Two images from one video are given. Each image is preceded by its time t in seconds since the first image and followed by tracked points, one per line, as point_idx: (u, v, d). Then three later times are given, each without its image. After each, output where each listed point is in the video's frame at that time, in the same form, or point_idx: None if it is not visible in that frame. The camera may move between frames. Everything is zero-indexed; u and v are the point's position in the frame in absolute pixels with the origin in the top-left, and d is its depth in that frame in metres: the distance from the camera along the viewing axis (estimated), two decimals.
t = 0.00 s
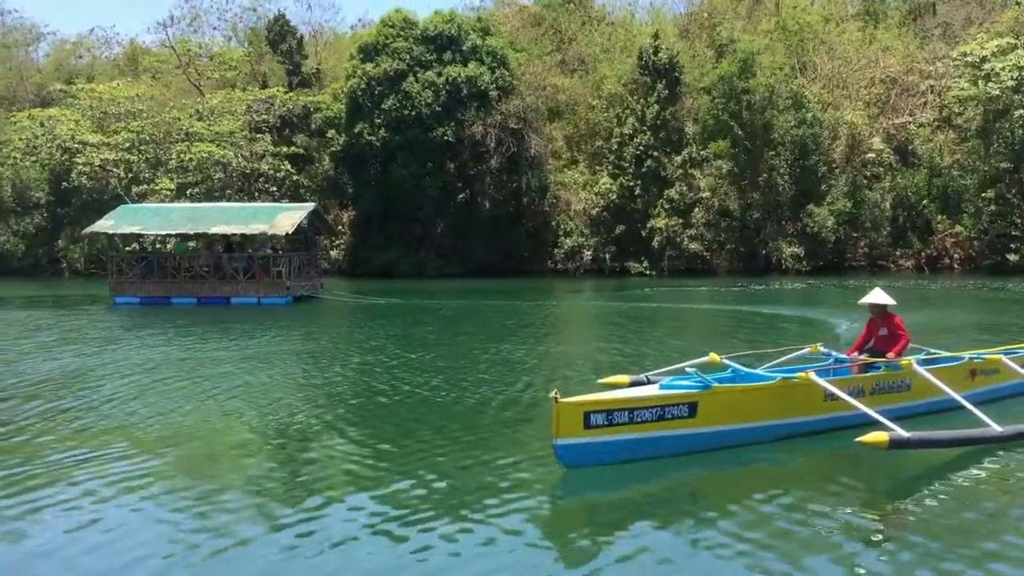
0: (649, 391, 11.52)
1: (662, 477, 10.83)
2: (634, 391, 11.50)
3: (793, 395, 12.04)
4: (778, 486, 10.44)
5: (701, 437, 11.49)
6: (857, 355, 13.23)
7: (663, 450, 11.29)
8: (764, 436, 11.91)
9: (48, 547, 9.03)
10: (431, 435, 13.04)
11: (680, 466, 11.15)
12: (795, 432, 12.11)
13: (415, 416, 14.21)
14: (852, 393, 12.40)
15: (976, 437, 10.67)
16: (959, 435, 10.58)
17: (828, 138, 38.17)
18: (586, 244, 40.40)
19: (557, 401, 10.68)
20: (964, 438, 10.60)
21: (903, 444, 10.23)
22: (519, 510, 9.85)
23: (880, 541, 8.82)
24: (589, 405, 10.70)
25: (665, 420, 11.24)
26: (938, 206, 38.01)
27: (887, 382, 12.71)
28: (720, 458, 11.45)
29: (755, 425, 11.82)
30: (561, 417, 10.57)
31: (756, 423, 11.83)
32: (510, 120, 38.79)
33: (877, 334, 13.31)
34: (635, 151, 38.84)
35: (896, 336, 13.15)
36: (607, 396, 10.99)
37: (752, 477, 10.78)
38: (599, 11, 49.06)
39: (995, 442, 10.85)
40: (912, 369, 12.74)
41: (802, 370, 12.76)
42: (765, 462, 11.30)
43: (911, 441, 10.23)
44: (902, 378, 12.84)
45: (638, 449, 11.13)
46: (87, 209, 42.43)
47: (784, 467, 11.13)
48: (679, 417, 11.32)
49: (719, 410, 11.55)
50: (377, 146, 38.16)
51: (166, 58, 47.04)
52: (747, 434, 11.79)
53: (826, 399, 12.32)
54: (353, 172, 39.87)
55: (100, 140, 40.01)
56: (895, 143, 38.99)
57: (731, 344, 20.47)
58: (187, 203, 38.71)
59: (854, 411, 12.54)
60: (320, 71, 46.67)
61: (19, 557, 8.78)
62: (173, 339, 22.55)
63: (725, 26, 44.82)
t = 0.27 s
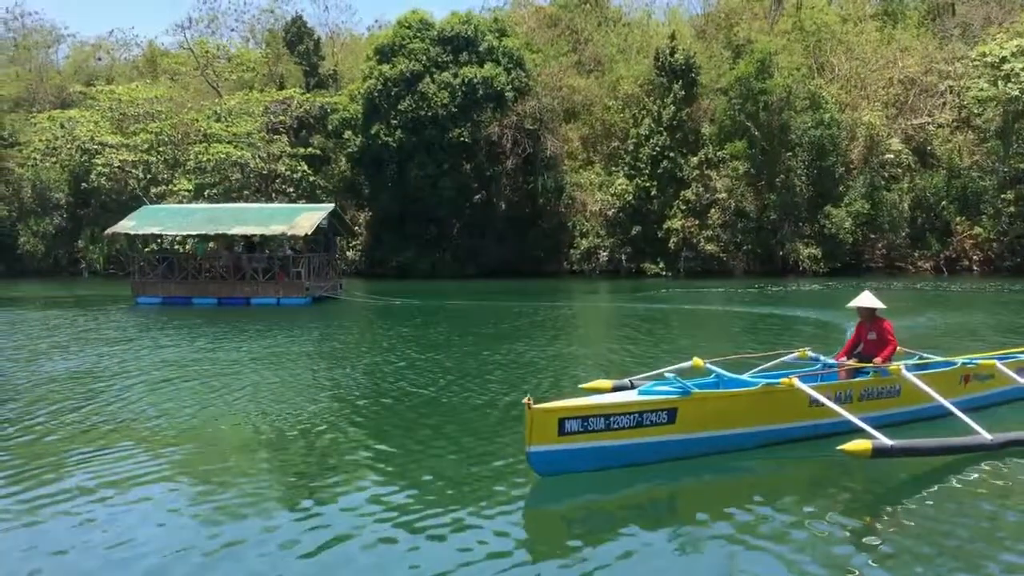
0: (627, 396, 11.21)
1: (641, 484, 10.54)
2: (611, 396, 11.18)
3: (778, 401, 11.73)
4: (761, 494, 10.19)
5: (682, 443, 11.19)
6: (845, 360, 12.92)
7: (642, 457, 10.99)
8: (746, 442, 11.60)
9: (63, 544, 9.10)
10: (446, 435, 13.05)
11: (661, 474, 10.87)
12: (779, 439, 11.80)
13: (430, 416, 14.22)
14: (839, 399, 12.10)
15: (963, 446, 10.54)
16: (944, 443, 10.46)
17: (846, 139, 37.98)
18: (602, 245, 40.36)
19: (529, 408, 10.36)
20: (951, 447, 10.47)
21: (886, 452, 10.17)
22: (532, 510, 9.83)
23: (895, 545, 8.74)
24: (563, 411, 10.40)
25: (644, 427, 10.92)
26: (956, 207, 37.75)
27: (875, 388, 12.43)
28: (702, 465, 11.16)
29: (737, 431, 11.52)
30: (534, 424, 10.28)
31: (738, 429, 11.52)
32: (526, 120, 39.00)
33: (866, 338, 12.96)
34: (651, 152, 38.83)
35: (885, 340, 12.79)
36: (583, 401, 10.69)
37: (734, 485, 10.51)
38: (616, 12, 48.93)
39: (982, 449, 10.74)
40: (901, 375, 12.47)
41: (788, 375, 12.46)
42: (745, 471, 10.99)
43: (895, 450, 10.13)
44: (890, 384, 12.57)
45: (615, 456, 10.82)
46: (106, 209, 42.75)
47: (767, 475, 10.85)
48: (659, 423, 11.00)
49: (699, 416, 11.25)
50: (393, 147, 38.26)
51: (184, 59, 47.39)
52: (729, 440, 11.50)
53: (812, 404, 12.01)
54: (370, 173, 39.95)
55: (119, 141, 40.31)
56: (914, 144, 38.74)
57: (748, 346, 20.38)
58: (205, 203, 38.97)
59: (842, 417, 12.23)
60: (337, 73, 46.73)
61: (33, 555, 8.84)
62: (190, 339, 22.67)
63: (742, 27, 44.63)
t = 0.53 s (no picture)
0: (597, 403, 10.98)
1: (608, 494, 10.34)
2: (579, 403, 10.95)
3: (753, 407, 11.48)
4: (732, 504, 9.99)
5: (652, 452, 10.96)
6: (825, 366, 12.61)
7: (611, 466, 10.77)
8: (719, 450, 11.37)
9: (69, 545, 9.11)
10: (453, 437, 13.05)
11: (631, 483, 10.66)
12: (754, 447, 11.57)
13: (438, 418, 14.20)
14: (817, 405, 11.86)
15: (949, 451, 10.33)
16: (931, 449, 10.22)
17: (856, 141, 37.89)
18: (611, 246, 40.35)
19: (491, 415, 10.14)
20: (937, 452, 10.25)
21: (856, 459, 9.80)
22: (504, 520, 9.64)
23: (907, 553, 8.65)
24: (528, 418, 10.18)
25: (613, 434, 10.70)
26: (967, 209, 37.60)
27: (856, 394, 12.19)
28: (686, 473, 10.98)
29: (710, 439, 11.28)
30: (497, 431, 10.07)
31: (711, 437, 11.29)
32: (535, 122, 39.14)
33: (846, 343, 12.64)
34: (660, 154, 38.85)
35: (865, 345, 12.46)
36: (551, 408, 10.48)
37: (704, 495, 10.29)
38: (625, 14, 48.86)
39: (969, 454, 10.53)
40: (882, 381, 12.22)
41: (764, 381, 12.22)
42: (716, 480, 10.75)
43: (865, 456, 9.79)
44: (871, 390, 12.32)
45: (580, 464, 10.60)
46: (116, 211, 42.95)
47: (740, 484, 10.63)
48: (629, 431, 10.78)
49: (672, 422, 11.02)
50: (402, 148, 38.29)
51: (194, 62, 47.64)
52: (701, 448, 11.26)
53: (789, 410, 11.76)
54: (378, 174, 39.93)
55: (130, 144, 40.51)
56: (924, 146, 38.57)
57: (758, 348, 20.32)
58: (215, 205, 39.11)
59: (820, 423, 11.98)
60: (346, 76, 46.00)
61: (39, 555, 8.89)
62: (199, 340, 22.76)
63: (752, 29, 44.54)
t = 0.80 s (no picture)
0: (556, 408, 10.77)
1: (567, 502, 10.16)
2: (541, 408, 10.76)
3: (715, 411, 11.31)
4: (693, 512, 9.83)
5: (616, 457, 10.79)
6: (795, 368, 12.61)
7: (570, 473, 10.57)
8: (681, 456, 11.20)
9: (68, 546, 9.13)
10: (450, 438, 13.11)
11: (591, 490, 10.49)
12: (715, 452, 11.41)
13: (436, 420, 14.24)
14: (784, 409, 11.72)
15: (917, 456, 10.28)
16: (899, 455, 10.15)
17: (856, 141, 37.90)
18: (612, 247, 40.44)
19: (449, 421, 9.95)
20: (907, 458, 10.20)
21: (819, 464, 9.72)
22: (471, 527, 9.51)
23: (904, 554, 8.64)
24: (484, 424, 9.98)
25: (572, 440, 10.50)
26: (968, 209, 37.61)
27: (823, 398, 12.06)
28: (671, 475, 10.95)
29: (671, 444, 11.11)
30: (452, 438, 9.85)
31: (672, 442, 11.12)
32: (536, 124, 39.05)
33: (816, 346, 12.66)
34: (661, 155, 38.88)
35: (835, 348, 12.51)
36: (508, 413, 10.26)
37: (664, 503, 10.12)
38: (625, 15, 48.83)
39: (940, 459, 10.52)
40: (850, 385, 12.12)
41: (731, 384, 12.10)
42: (681, 487, 10.60)
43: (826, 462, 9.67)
44: (840, 394, 12.20)
45: (543, 470, 10.42)
46: (117, 213, 43.04)
47: (701, 491, 10.47)
48: (588, 436, 10.58)
49: (633, 427, 10.84)
50: (403, 150, 38.32)
51: (195, 63, 47.70)
52: (668, 453, 11.10)
53: (752, 415, 11.60)
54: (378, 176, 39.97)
55: (131, 146, 40.57)
56: (925, 146, 38.55)
57: (758, 349, 20.31)
58: (216, 207, 39.18)
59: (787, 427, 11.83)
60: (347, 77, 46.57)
61: (37, 555, 8.96)
62: (200, 342, 22.81)
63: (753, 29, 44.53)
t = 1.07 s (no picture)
0: (515, 415, 10.64)
1: (527, 509, 10.00)
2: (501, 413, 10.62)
3: (677, 417, 11.19)
4: (656, 518, 9.69)
5: (577, 463, 10.65)
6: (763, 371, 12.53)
7: (530, 480, 10.42)
8: (645, 462, 11.06)
9: (65, 548, 9.14)
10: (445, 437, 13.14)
11: (554, 497, 10.33)
12: (680, 457, 11.27)
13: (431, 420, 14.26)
14: (750, 413, 11.59)
15: (887, 461, 10.02)
16: (867, 460, 9.90)
17: (855, 142, 37.93)
18: (611, 248, 40.47)
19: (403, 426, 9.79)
20: (873, 463, 9.92)
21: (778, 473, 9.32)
22: (435, 532, 9.43)
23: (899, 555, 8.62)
24: (439, 431, 9.83)
25: (530, 446, 10.36)
26: (967, 209, 37.64)
27: (791, 402, 11.94)
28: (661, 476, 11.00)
29: (634, 450, 10.97)
30: (406, 444, 9.70)
31: (635, 448, 10.98)
32: (535, 125, 38.99)
33: (784, 349, 12.58)
34: (660, 156, 38.92)
35: (802, 350, 12.43)
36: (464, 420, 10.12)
37: (626, 509, 9.97)
38: (624, 16, 48.85)
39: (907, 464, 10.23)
40: (817, 388, 12.00)
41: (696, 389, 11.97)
42: (644, 494, 10.46)
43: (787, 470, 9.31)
44: (807, 397, 12.09)
45: (502, 476, 10.27)
46: (116, 215, 43.04)
47: (664, 497, 10.33)
48: (548, 443, 10.44)
49: (593, 433, 10.71)
50: (402, 152, 38.33)
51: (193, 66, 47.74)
52: (631, 459, 10.97)
53: (716, 420, 11.48)
54: (377, 177, 40.02)
55: (129, 148, 40.55)
56: (924, 146, 38.52)
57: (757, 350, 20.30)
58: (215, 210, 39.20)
59: (754, 432, 11.68)
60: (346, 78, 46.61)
61: (30, 556, 8.98)
62: (198, 344, 22.81)
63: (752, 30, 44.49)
